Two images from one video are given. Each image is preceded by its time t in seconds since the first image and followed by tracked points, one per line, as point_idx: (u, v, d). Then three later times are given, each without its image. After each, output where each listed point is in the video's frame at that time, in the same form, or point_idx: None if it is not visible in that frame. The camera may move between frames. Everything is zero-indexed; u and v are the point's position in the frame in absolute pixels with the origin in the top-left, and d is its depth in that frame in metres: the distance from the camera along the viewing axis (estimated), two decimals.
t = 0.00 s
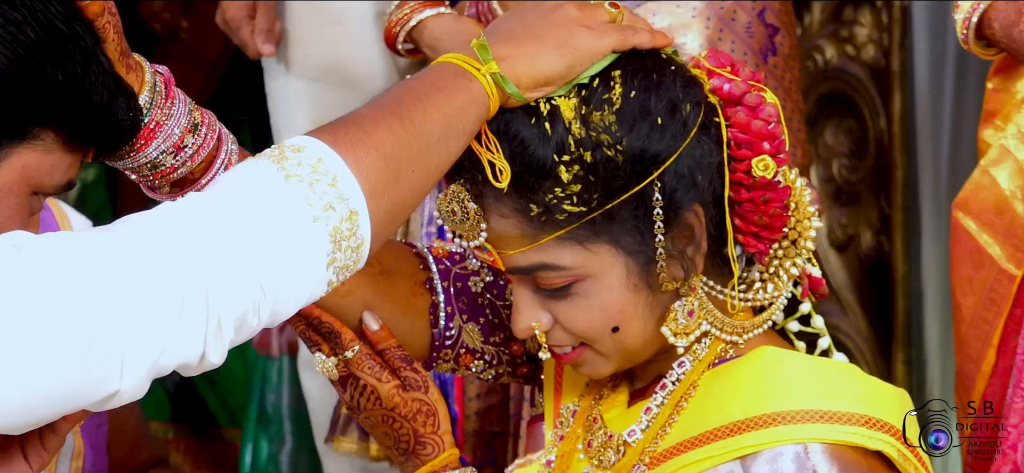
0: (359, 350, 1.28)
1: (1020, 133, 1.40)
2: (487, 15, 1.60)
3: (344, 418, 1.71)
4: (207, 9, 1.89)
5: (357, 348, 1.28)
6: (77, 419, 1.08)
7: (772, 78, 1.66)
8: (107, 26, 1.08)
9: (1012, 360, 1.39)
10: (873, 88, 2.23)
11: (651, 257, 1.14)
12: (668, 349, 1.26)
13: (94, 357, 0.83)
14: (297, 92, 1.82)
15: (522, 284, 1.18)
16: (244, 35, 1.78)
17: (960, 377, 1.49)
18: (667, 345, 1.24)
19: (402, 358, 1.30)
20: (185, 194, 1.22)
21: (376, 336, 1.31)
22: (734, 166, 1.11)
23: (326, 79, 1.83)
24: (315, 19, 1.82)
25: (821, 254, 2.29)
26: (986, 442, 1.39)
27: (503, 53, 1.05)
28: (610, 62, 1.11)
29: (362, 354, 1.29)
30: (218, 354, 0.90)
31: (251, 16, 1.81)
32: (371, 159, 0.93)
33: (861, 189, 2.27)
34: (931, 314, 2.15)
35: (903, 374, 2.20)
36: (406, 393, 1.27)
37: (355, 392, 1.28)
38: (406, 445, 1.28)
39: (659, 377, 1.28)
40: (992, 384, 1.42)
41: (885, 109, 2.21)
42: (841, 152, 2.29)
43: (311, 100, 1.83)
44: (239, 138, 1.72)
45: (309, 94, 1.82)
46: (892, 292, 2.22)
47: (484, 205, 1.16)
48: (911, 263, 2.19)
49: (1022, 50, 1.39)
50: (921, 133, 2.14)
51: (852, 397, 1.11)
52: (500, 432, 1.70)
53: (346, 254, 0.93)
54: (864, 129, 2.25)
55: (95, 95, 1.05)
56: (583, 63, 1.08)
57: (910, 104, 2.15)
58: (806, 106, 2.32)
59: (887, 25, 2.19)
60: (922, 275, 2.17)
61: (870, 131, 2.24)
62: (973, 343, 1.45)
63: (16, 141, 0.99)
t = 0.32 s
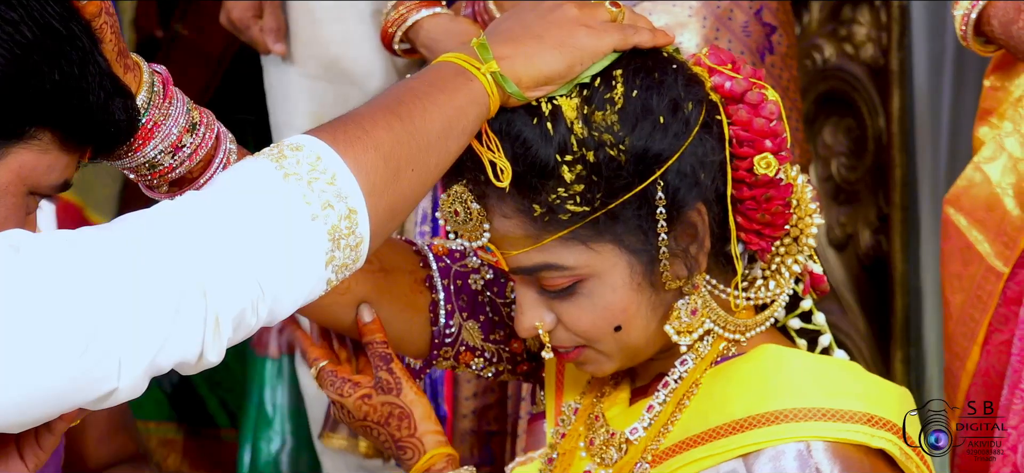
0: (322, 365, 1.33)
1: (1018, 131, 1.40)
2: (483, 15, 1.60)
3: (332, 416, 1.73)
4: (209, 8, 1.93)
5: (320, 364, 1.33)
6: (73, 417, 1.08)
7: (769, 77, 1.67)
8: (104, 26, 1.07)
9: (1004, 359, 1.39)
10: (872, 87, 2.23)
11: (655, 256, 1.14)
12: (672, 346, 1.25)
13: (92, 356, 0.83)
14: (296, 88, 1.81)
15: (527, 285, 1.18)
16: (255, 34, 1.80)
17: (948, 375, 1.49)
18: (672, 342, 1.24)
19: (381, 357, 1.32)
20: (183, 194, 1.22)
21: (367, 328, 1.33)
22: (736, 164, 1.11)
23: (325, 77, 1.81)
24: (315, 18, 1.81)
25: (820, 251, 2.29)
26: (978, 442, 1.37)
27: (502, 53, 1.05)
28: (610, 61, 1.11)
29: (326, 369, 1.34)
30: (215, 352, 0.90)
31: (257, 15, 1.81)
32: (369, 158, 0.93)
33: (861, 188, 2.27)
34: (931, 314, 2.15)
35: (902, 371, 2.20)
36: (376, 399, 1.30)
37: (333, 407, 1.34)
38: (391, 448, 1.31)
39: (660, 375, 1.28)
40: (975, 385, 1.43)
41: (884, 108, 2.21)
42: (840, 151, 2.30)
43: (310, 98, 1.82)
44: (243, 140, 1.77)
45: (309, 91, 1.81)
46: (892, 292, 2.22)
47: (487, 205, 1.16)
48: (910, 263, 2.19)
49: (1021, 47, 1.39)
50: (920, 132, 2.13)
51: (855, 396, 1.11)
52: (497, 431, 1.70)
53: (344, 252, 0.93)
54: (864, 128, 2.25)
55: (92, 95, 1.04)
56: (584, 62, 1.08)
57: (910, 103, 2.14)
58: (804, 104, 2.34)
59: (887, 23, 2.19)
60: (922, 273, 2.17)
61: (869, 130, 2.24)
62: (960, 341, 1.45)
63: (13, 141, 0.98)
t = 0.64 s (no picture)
0: (345, 365, 1.31)
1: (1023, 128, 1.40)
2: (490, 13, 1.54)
3: (341, 414, 1.72)
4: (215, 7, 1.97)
5: (344, 363, 1.31)
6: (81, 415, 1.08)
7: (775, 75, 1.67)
8: (113, 25, 1.09)
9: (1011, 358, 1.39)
10: (880, 87, 2.17)
11: (660, 254, 1.14)
12: (674, 347, 1.25)
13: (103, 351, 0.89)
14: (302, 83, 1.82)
15: (528, 278, 1.18)
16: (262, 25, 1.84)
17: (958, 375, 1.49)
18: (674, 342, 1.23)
19: (403, 357, 1.30)
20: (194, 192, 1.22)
21: (383, 331, 1.31)
22: (745, 165, 1.11)
23: (331, 73, 1.82)
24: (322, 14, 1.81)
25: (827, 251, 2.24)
26: (983, 442, 1.37)
27: (513, 47, 1.06)
28: (623, 58, 1.11)
29: (351, 368, 1.31)
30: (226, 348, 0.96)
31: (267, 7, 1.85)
32: (380, 151, 0.98)
33: (868, 188, 2.21)
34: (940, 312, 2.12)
35: (910, 371, 2.17)
36: (401, 399, 1.29)
37: (352, 405, 1.31)
38: (413, 446, 1.30)
39: (666, 375, 1.27)
40: (984, 384, 1.42)
41: (891, 107, 2.16)
42: (848, 151, 2.23)
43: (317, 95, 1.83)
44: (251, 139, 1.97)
45: (315, 88, 1.83)
46: (899, 290, 2.18)
47: (493, 198, 1.15)
48: (918, 261, 2.15)
49: None
50: (927, 129, 2.10)
51: (861, 397, 1.10)
52: (503, 430, 1.69)
53: (354, 247, 0.98)
54: (871, 127, 2.19)
55: (102, 95, 1.04)
56: (595, 58, 1.08)
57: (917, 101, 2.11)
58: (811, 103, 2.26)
59: (893, 23, 2.14)
60: (929, 273, 2.13)
61: (877, 129, 2.18)
62: (969, 339, 1.45)
63: (21, 140, 0.98)
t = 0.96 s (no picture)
0: (363, 361, 1.28)
1: None
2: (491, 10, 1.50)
3: (349, 413, 1.70)
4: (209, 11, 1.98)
5: (361, 359, 1.28)
6: (84, 415, 1.10)
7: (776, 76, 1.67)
8: (120, 26, 1.06)
9: None
10: (886, 87, 2.17)
11: (662, 254, 1.14)
12: (675, 347, 1.25)
13: (107, 350, 0.93)
14: (303, 89, 1.85)
15: (529, 276, 1.18)
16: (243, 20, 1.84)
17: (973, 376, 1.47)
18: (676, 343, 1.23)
19: (416, 359, 1.28)
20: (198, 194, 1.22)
21: (393, 334, 1.30)
22: (748, 167, 1.11)
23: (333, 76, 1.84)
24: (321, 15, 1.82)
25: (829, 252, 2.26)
26: (993, 441, 1.37)
27: (520, 44, 1.06)
28: (628, 57, 1.11)
29: (368, 364, 1.28)
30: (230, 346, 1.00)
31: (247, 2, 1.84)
32: (386, 150, 1.00)
33: (874, 187, 2.21)
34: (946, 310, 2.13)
35: (916, 372, 2.18)
36: (415, 398, 1.26)
37: (367, 402, 1.29)
38: (427, 446, 1.27)
39: (669, 377, 1.27)
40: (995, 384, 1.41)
41: (897, 107, 2.16)
42: (854, 150, 2.23)
43: (318, 99, 1.85)
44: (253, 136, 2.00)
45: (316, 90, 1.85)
46: (904, 288, 2.19)
47: (496, 195, 1.15)
48: (924, 261, 2.16)
49: None
50: (934, 132, 2.11)
51: (865, 399, 1.10)
52: (507, 430, 1.69)
53: (359, 244, 1.01)
54: (877, 127, 2.19)
55: (108, 94, 1.05)
56: (600, 56, 1.08)
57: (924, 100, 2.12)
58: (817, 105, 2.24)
59: (901, 22, 2.14)
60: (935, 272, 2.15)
61: (884, 129, 2.18)
62: (983, 337, 1.44)
63: (27, 140, 0.99)
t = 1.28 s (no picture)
0: (377, 359, 1.28)
1: None
2: (494, 9, 1.46)
3: (348, 409, 1.73)
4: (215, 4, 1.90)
5: (375, 358, 1.27)
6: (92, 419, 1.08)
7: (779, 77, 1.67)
8: (131, 25, 1.09)
9: None
10: (900, 88, 2.16)
11: (674, 253, 1.14)
12: (686, 346, 1.25)
13: (107, 351, 0.94)
14: (313, 91, 1.86)
15: (542, 275, 1.18)
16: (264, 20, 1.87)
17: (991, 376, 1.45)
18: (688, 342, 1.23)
19: (428, 359, 1.28)
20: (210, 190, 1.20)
21: (406, 336, 1.29)
22: (760, 165, 1.11)
23: (341, 77, 1.86)
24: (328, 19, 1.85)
25: (845, 253, 2.23)
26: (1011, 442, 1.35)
27: (532, 43, 1.06)
28: (639, 55, 1.10)
29: (381, 363, 1.28)
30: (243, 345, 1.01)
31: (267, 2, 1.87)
32: (397, 148, 1.01)
33: (887, 187, 2.20)
34: (959, 308, 2.09)
35: (929, 372, 2.15)
36: (429, 398, 1.26)
37: (381, 401, 1.28)
38: (440, 447, 1.26)
39: (681, 376, 1.27)
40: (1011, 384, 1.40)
41: (910, 107, 2.15)
42: (866, 150, 2.22)
43: (329, 101, 1.86)
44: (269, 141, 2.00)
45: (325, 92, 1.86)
46: (916, 287, 2.16)
47: (508, 194, 1.15)
48: (935, 257, 2.13)
49: None
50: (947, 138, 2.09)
51: (877, 397, 1.10)
52: (515, 428, 1.69)
53: (371, 242, 1.03)
54: (890, 127, 2.18)
55: (119, 93, 1.06)
56: (612, 55, 1.08)
57: (937, 102, 2.11)
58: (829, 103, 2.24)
59: (914, 22, 2.13)
60: (949, 269, 2.11)
61: (896, 129, 2.17)
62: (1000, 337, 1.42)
63: (39, 139, 1.00)
